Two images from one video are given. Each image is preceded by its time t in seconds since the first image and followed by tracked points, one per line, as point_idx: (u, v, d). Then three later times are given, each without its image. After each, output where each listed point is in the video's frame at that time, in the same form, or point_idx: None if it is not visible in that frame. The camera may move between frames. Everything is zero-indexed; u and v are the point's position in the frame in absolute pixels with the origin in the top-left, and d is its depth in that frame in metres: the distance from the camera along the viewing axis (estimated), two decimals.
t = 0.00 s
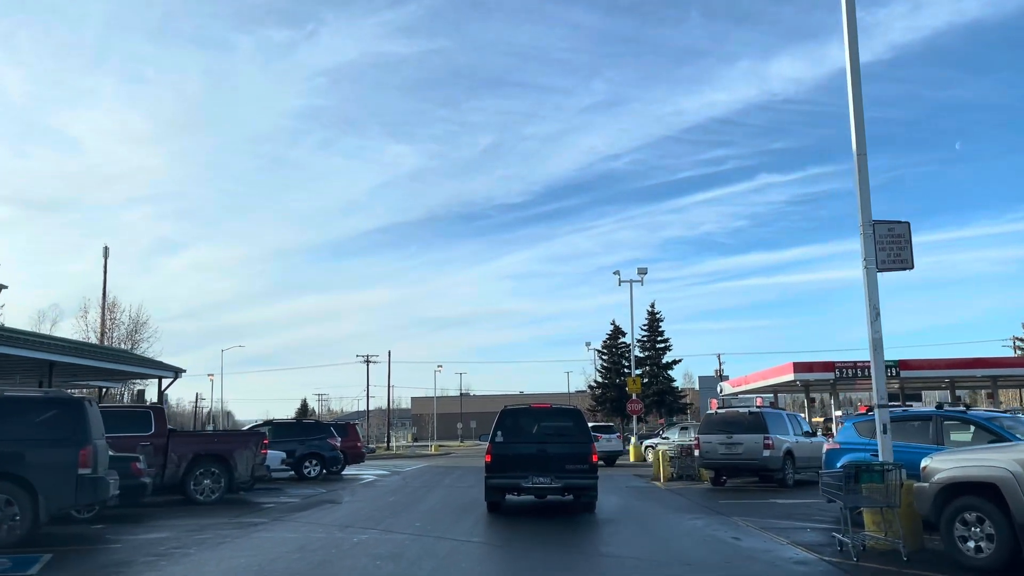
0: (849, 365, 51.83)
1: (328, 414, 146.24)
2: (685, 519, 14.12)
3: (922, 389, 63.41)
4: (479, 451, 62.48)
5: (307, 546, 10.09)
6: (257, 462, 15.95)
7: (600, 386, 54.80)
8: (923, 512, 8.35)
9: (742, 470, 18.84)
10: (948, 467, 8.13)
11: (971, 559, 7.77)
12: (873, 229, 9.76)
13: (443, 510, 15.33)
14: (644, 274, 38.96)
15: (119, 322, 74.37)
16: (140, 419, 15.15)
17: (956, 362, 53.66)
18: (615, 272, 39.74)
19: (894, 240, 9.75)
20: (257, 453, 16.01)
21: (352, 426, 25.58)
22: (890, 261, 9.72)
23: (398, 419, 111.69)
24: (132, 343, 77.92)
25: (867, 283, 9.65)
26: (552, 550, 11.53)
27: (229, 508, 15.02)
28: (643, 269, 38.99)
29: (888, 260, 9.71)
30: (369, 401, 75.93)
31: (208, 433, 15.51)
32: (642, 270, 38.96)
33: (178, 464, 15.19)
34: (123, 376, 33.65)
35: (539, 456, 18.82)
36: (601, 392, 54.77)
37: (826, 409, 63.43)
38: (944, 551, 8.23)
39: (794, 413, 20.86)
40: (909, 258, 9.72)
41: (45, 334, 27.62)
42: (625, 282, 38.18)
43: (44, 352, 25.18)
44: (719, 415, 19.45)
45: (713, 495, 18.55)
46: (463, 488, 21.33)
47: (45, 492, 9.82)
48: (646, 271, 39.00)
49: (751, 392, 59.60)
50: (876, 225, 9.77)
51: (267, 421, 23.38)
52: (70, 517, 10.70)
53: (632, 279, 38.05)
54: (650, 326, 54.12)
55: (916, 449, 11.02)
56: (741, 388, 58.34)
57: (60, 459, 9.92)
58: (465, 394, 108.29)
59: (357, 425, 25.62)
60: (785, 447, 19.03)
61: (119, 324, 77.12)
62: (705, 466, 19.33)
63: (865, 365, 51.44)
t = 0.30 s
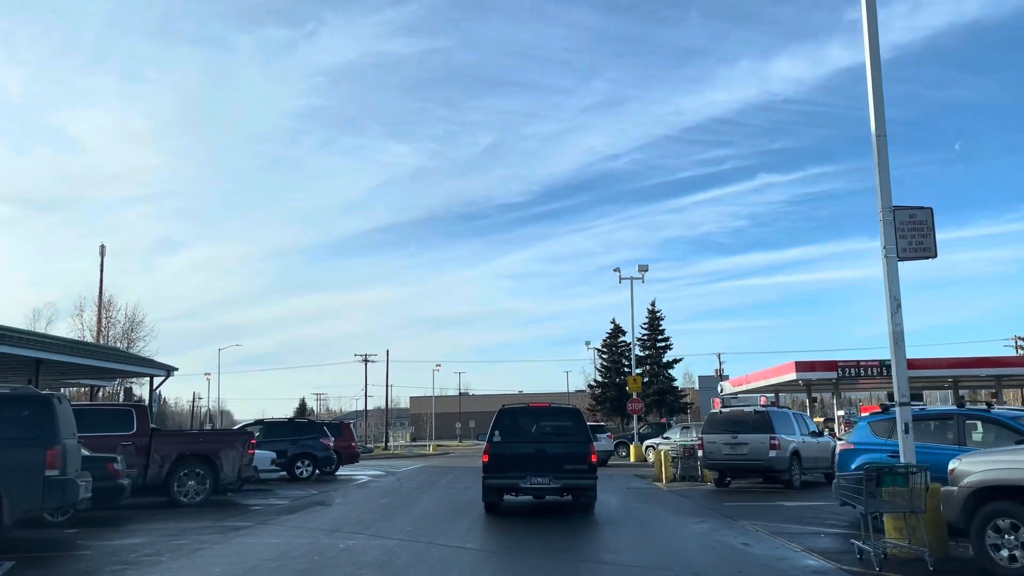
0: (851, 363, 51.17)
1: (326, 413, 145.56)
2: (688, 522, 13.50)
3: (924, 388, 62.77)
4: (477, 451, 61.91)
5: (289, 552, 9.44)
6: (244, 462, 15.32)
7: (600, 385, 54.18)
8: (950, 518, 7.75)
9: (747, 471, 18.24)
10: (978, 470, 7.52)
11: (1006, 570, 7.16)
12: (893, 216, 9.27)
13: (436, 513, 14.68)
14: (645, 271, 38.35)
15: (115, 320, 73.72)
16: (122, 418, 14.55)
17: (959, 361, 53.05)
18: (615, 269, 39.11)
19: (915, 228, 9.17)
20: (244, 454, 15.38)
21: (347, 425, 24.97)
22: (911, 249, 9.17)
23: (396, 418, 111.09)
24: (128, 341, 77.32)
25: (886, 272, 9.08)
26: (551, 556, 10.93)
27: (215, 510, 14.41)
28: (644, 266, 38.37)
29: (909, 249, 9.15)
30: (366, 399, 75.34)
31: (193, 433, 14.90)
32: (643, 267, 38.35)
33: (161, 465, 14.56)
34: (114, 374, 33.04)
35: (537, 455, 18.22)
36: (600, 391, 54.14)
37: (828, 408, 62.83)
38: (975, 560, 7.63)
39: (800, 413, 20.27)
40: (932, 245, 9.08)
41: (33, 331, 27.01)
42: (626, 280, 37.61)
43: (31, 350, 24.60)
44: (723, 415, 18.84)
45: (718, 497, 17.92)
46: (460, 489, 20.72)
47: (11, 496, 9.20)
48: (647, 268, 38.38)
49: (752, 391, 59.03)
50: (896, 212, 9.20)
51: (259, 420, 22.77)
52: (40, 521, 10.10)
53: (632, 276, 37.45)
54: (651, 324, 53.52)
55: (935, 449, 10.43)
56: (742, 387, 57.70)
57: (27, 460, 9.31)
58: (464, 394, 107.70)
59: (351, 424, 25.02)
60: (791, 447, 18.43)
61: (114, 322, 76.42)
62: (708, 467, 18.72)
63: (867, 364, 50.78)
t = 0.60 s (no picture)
0: (854, 362, 50.55)
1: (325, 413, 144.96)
2: (694, 526, 12.88)
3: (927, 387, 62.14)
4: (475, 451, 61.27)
5: (270, 560, 8.77)
6: (230, 464, 14.69)
7: (600, 385, 53.52)
8: (984, 525, 7.14)
9: (753, 472, 17.62)
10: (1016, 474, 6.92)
11: None
12: (916, 200, 8.65)
13: (429, 517, 14.07)
14: (646, 268, 37.73)
15: (111, 319, 73.03)
16: (102, 417, 13.95)
17: (963, 360, 52.41)
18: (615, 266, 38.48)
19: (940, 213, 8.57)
20: (230, 455, 14.75)
21: (341, 424, 24.35)
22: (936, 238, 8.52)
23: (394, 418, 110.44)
24: (124, 341, 76.70)
25: (910, 262, 8.41)
26: (550, 564, 10.31)
27: (199, 513, 13.78)
28: (645, 263, 37.75)
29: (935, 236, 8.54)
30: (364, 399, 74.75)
31: (177, 432, 14.28)
32: (644, 264, 37.73)
33: (143, 465, 13.95)
34: (104, 373, 32.43)
35: (536, 456, 17.62)
36: (601, 391, 53.47)
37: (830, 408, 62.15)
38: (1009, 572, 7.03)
39: (807, 412, 19.67)
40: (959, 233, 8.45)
41: (19, 328, 26.40)
42: (627, 277, 37.33)
43: (17, 348, 24.02)
44: (728, 414, 18.22)
45: (724, 499, 17.28)
46: (456, 490, 20.11)
47: None
48: (648, 265, 37.78)
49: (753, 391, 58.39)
50: (920, 195, 8.59)
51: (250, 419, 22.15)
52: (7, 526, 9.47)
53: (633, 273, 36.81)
54: (651, 322, 52.89)
55: (957, 451, 9.83)
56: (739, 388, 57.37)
57: None
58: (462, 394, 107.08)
59: (346, 423, 24.43)
60: (799, 447, 17.81)
61: (110, 321, 75.82)
62: (713, 468, 18.09)
63: (870, 362, 50.16)
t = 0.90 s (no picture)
0: (857, 361, 49.90)
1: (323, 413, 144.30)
2: (699, 529, 12.28)
3: (930, 387, 61.52)
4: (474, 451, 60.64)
5: (248, 570, 8.12)
6: (214, 465, 14.08)
7: (600, 384, 52.86)
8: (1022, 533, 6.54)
9: (759, 474, 17.01)
10: None
11: None
12: (945, 182, 8.07)
13: (422, 520, 13.46)
14: (648, 265, 37.15)
15: (107, 317, 72.41)
16: (81, 416, 13.34)
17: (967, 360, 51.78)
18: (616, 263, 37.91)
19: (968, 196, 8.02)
20: (215, 455, 14.12)
21: (335, 423, 23.74)
22: (964, 222, 7.97)
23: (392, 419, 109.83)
24: (120, 339, 76.11)
25: (938, 250, 7.86)
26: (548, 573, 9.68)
27: (181, 517, 13.15)
28: (647, 260, 37.18)
29: (962, 221, 8.00)
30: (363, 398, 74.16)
31: (159, 432, 13.66)
32: (646, 261, 37.16)
33: (122, 467, 13.33)
34: (93, 371, 31.82)
35: (534, 456, 17.02)
36: (600, 391, 52.82)
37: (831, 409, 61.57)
38: None
39: (814, 412, 19.08)
40: (990, 218, 7.92)
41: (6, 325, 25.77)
42: (626, 276, 35.72)
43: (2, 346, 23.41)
44: (732, 414, 17.63)
45: (729, 502, 16.65)
46: (452, 492, 19.51)
47: None
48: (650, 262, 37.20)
49: (754, 390, 57.79)
50: (950, 177, 8.04)
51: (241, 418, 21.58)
52: None
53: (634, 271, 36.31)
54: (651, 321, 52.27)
55: (980, 452, 9.24)
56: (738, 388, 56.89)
57: None
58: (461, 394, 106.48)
59: (340, 423, 23.81)
60: (806, 448, 17.20)
61: (107, 319, 75.19)
62: (717, 469, 17.47)
63: (873, 362, 49.54)
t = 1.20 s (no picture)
0: (860, 361, 49.27)
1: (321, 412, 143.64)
2: (705, 535, 11.67)
3: (933, 387, 60.92)
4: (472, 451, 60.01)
5: None
6: (197, 466, 13.44)
7: (600, 384, 52.20)
8: None
9: (766, 476, 16.38)
10: None
11: None
12: (976, 161, 7.50)
13: (415, 523, 12.84)
14: (648, 262, 36.51)
15: (102, 317, 71.74)
16: (56, 415, 12.71)
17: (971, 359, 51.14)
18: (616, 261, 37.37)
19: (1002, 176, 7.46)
20: (197, 456, 13.49)
21: (328, 423, 23.15)
22: (998, 204, 7.41)
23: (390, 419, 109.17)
24: (115, 338, 75.44)
25: (970, 234, 7.26)
26: None
27: (161, 521, 12.52)
28: (648, 258, 36.54)
29: (994, 203, 7.43)
30: (359, 397, 73.48)
31: (139, 432, 13.04)
32: (647, 258, 36.51)
33: (99, 468, 12.70)
34: (82, 369, 31.17)
35: (532, 456, 16.40)
36: (600, 390, 52.15)
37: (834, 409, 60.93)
38: None
39: (821, 411, 18.47)
40: None
41: None
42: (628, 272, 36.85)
43: None
44: (738, 413, 17.01)
45: (734, 505, 16.02)
46: (448, 494, 18.89)
47: None
48: (651, 259, 36.55)
49: (755, 390, 57.16)
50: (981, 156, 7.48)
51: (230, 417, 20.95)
52: None
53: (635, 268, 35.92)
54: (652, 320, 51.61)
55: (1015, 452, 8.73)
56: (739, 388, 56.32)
57: None
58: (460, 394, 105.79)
59: (333, 422, 23.22)
60: (815, 448, 16.58)
61: (102, 318, 74.51)
62: (723, 471, 16.85)
63: (876, 361, 48.88)
